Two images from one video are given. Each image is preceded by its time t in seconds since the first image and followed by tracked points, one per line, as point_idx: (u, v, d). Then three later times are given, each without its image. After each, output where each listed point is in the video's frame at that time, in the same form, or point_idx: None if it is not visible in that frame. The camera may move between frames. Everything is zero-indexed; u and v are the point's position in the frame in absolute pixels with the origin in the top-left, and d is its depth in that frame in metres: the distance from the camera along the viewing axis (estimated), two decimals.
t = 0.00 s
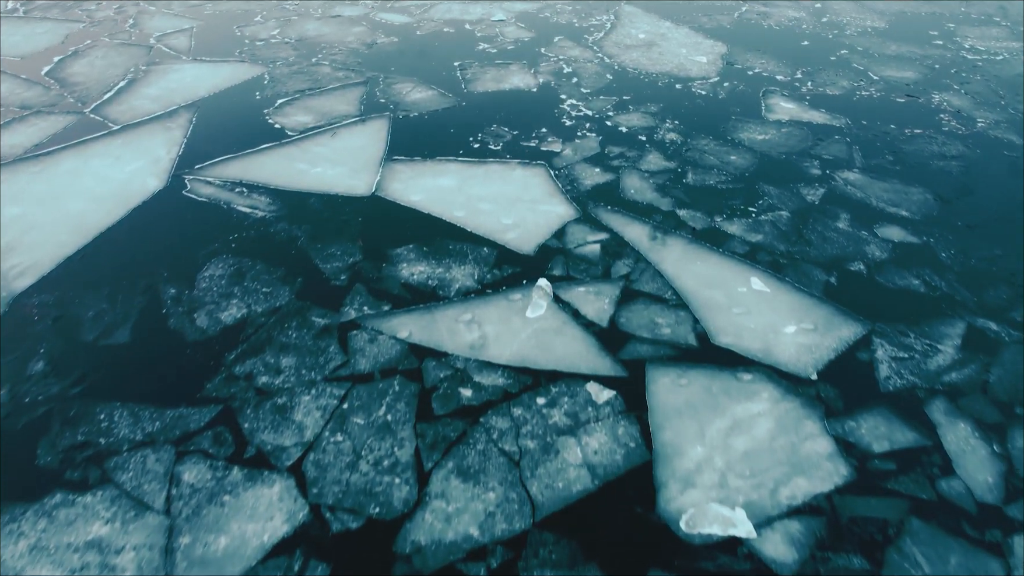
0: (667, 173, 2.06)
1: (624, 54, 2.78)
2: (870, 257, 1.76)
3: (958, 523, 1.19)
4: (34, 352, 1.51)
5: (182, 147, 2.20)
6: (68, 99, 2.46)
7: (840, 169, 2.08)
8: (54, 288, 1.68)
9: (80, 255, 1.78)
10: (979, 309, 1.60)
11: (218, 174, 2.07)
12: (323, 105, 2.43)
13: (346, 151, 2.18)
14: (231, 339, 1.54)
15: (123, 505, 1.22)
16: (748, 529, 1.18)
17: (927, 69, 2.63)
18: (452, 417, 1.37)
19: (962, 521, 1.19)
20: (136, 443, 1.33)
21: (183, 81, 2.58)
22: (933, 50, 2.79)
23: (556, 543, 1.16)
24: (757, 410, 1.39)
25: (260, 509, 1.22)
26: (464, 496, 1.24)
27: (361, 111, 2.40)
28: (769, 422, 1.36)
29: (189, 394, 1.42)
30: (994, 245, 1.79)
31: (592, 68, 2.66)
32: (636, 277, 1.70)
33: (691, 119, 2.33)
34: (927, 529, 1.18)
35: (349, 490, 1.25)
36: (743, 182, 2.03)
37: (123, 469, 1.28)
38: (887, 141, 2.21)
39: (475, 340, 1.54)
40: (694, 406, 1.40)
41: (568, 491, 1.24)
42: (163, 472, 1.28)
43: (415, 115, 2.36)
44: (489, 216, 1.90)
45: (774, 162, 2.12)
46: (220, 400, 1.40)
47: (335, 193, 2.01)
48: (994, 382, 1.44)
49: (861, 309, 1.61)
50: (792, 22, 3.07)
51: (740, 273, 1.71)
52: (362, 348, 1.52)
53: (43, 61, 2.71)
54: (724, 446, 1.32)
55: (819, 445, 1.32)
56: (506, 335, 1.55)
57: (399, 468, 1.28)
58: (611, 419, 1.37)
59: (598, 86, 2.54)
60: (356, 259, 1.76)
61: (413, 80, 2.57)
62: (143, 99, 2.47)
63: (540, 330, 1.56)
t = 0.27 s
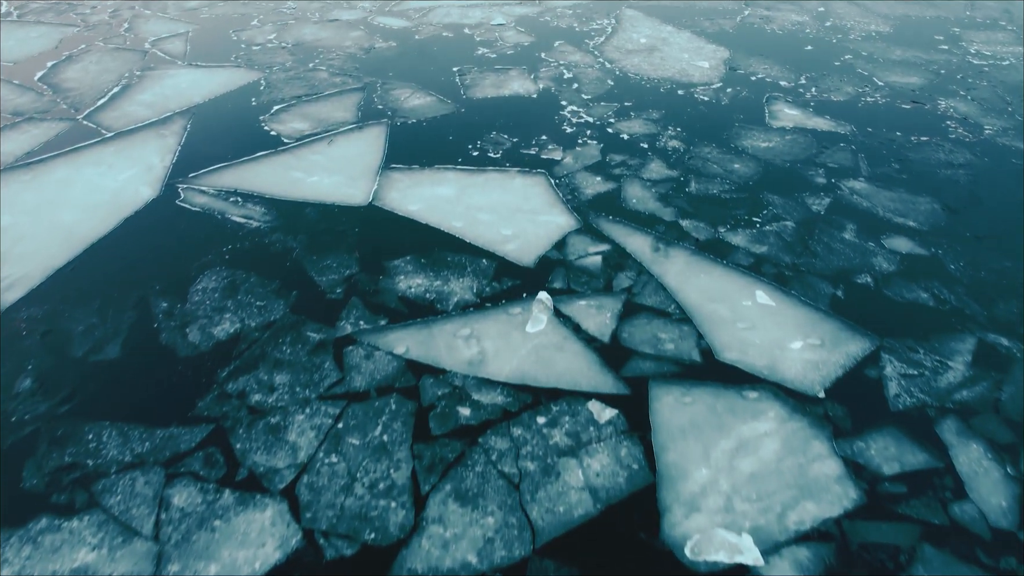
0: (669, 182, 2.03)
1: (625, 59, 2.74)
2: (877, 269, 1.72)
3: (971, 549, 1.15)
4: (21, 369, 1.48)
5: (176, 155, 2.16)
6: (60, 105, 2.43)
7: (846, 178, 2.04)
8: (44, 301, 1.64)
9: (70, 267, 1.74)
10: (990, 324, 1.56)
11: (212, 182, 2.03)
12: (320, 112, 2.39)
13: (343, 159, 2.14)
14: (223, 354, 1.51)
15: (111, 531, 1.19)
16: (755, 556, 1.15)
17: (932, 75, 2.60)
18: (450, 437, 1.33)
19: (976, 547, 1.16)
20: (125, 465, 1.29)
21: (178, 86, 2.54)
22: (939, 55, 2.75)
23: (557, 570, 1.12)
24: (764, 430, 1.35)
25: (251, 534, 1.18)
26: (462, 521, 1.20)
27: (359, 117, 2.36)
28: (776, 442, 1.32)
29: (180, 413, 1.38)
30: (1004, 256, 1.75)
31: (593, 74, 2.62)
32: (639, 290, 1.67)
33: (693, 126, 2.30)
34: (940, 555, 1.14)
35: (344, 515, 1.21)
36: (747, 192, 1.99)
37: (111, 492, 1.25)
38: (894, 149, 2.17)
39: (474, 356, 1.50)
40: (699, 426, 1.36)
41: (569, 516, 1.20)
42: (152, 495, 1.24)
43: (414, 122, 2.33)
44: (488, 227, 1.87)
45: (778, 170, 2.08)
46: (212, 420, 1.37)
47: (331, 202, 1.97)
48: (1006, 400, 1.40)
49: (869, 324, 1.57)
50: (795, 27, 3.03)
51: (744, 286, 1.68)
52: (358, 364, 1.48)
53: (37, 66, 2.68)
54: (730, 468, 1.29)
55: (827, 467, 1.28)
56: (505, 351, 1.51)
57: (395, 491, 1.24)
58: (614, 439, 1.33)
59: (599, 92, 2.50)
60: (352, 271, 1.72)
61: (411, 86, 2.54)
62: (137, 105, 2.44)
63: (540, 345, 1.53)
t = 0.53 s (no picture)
0: (673, 193, 1.98)
1: (627, 65, 2.70)
2: (886, 284, 1.68)
3: None
4: (6, 389, 1.43)
5: (168, 165, 2.11)
6: (52, 113, 2.38)
7: (853, 188, 2.00)
8: (30, 318, 1.60)
9: (58, 282, 1.70)
10: (1004, 342, 1.52)
11: (205, 193, 1.99)
12: (316, 119, 2.35)
13: (340, 169, 2.10)
14: (215, 374, 1.46)
15: (95, 563, 1.14)
16: None
17: (939, 81, 2.55)
18: (448, 462, 1.29)
19: None
20: (111, 492, 1.24)
21: (172, 93, 2.50)
22: (945, 61, 2.71)
23: None
24: (772, 454, 1.31)
25: (241, 567, 1.14)
26: (460, 551, 1.15)
27: (356, 126, 2.32)
28: (785, 468, 1.28)
29: (169, 436, 1.34)
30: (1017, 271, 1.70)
31: (595, 80, 2.58)
32: (642, 306, 1.62)
33: (696, 134, 2.25)
34: None
35: (337, 545, 1.16)
36: (752, 202, 1.95)
37: (96, 521, 1.20)
38: (901, 158, 2.13)
39: (473, 376, 1.46)
40: (705, 450, 1.31)
41: (571, 547, 1.16)
42: (139, 524, 1.20)
43: (411, 130, 2.28)
44: (488, 240, 1.82)
45: (784, 181, 2.04)
46: (202, 444, 1.32)
47: (327, 214, 1.93)
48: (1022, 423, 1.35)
49: (879, 342, 1.52)
50: (799, 32, 2.99)
51: (750, 302, 1.63)
52: (353, 384, 1.44)
53: (29, 73, 2.63)
54: (737, 495, 1.24)
55: (838, 494, 1.23)
56: (505, 371, 1.47)
57: (390, 520, 1.20)
58: (617, 465, 1.28)
59: (600, 99, 2.46)
60: (348, 287, 1.68)
61: (409, 93, 2.49)
62: (130, 112, 2.39)
63: (541, 365, 1.48)
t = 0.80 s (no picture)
0: (675, 203, 1.95)
1: (628, 71, 2.66)
2: (894, 297, 1.64)
3: None
4: None
5: (162, 173, 2.08)
6: (44, 120, 2.35)
7: (859, 198, 1.96)
8: (18, 333, 1.56)
9: (48, 295, 1.66)
10: (1016, 358, 1.48)
11: (199, 203, 1.95)
12: (313, 126, 2.31)
13: (336, 178, 2.06)
14: (207, 392, 1.42)
15: None
16: None
17: (945, 88, 2.52)
18: (445, 485, 1.25)
19: None
20: (98, 517, 1.21)
21: (167, 99, 2.46)
22: (951, 66, 2.67)
23: None
24: (780, 477, 1.27)
25: None
26: None
27: (353, 133, 2.28)
28: (792, 491, 1.24)
29: (159, 458, 1.30)
30: None
31: (596, 86, 2.54)
32: (645, 320, 1.59)
33: (699, 142, 2.22)
34: None
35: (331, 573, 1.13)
36: (756, 212, 1.91)
37: (83, 548, 1.16)
38: (908, 167, 2.09)
39: (472, 394, 1.42)
40: (711, 472, 1.28)
41: None
42: (126, 551, 1.16)
43: (409, 138, 2.25)
44: (487, 252, 1.79)
45: (788, 190, 2.00)
46: (193, 466, 1.28)
47: (323, 224, 1.89)
48: None
49: (888, 358, 1.49)
50: (802, 36, 2.95)
51: (755, 316, 1.60)
52: (349, 403, 1.40)
53: (21, 78, 2.59)
54: (744, 520, 1.20)
55: (849, 519, 1.20)
56: (505, 388, 1.43)
57: (386, 547, 1.16)
58: (620, 488, 1.24)
59: (602, 105, 2.42)
60: (344, 300, 1.64)
61: (408, 99, 2.45)
62: (123, 119, 2.35)
63: (541, 382, 1.45)
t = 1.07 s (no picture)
0: (678, 213, 1.91)
1: (630, 76, 2.63)
2: (902, 311, 1.60)
3: None
4: None
5: (156, 182, 2.04)
6: (37, 127, 2.31)
7: (865, 208, 1.92)
8: (6, 349, 1.52)
9: (37, 310, 1.62)
10: None
11: (193, 213, 1.91)
12: (309, 134, 2.28)
13: (333, 187, 2.03)
14: (198, 411, 1.39)
15: None
16: None
17: (952, 94, 2.48)
18: (443, 510, 1.21)
19: None
20: (85, 543, 1.17)
21: (161, 106, 2.42)
22: (957, 72, 2.64)
23: None
24: (787, 501, 1.23)
25: None
26: None
27: (350, 140, 2.24)
28: (801, 516, 1.20)
29: (148, 481, 1.26)
30: None
31: (597, 92, 2.50)
32: (647, 335, 1.55)
33: (702, 150, 2.18)
34: None
35: None
36: (761, 223, 1.88)
37: None
38: (915, 175, 2.05)
39: (470, 413, 1.38)
40: (716, 496, 1.24)
41: None
42: None
43: (408, 145, 2.21)
44: (486, 264, 1.75)
45: (793, 199, 1.97)
46: (183, 489, 1.25)
47: (319, 235, 1.85)
48: None
49: (897, 376, 1.45)
50: (806, 41, 2.92)
51: (761, 331, 1.56)
52: (344, 422, 1.36)
53: (14, 84, 2.55)
54: (752, 547, 1.16)
55: (859, 545, 1.16)
56: (504, 407, 1.40)
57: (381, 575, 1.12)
58: (622, 513, 1.21)
59: (603, 112, 2.38)
60: (340, 314, 1.60)
61: (406, 106, 2.42)
62: (117, 126, 2.32)
63: (541, 401, 1.41)
